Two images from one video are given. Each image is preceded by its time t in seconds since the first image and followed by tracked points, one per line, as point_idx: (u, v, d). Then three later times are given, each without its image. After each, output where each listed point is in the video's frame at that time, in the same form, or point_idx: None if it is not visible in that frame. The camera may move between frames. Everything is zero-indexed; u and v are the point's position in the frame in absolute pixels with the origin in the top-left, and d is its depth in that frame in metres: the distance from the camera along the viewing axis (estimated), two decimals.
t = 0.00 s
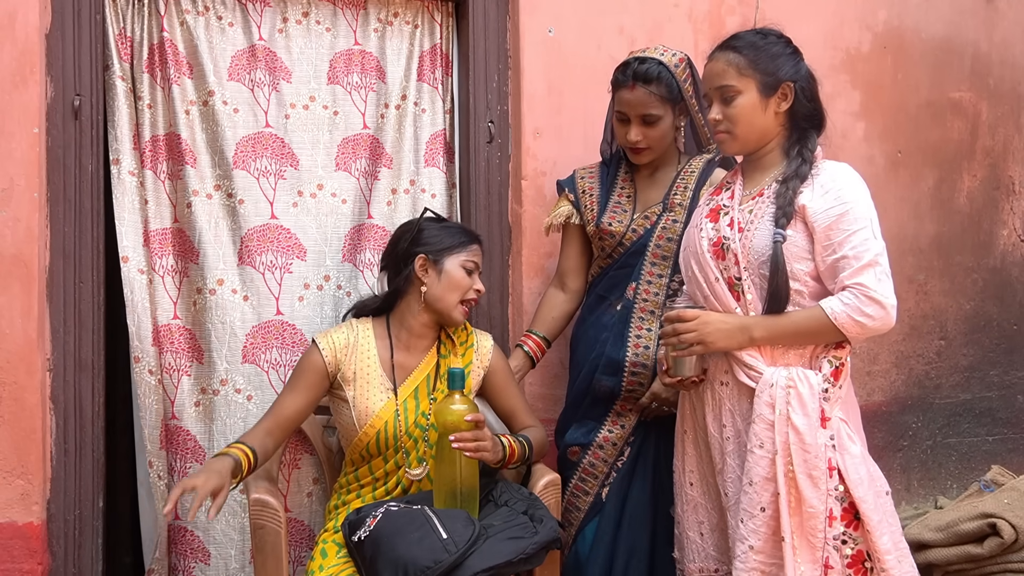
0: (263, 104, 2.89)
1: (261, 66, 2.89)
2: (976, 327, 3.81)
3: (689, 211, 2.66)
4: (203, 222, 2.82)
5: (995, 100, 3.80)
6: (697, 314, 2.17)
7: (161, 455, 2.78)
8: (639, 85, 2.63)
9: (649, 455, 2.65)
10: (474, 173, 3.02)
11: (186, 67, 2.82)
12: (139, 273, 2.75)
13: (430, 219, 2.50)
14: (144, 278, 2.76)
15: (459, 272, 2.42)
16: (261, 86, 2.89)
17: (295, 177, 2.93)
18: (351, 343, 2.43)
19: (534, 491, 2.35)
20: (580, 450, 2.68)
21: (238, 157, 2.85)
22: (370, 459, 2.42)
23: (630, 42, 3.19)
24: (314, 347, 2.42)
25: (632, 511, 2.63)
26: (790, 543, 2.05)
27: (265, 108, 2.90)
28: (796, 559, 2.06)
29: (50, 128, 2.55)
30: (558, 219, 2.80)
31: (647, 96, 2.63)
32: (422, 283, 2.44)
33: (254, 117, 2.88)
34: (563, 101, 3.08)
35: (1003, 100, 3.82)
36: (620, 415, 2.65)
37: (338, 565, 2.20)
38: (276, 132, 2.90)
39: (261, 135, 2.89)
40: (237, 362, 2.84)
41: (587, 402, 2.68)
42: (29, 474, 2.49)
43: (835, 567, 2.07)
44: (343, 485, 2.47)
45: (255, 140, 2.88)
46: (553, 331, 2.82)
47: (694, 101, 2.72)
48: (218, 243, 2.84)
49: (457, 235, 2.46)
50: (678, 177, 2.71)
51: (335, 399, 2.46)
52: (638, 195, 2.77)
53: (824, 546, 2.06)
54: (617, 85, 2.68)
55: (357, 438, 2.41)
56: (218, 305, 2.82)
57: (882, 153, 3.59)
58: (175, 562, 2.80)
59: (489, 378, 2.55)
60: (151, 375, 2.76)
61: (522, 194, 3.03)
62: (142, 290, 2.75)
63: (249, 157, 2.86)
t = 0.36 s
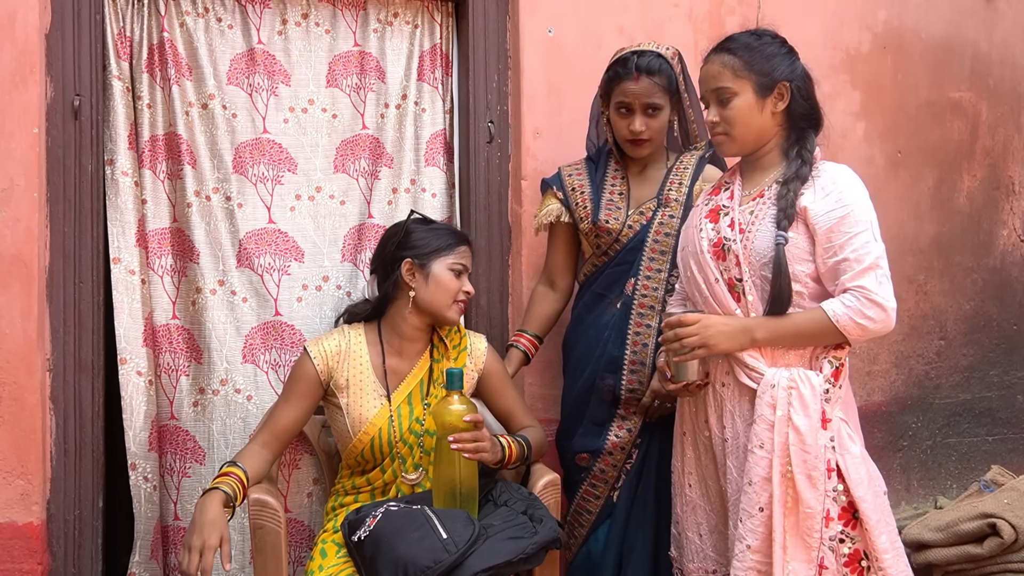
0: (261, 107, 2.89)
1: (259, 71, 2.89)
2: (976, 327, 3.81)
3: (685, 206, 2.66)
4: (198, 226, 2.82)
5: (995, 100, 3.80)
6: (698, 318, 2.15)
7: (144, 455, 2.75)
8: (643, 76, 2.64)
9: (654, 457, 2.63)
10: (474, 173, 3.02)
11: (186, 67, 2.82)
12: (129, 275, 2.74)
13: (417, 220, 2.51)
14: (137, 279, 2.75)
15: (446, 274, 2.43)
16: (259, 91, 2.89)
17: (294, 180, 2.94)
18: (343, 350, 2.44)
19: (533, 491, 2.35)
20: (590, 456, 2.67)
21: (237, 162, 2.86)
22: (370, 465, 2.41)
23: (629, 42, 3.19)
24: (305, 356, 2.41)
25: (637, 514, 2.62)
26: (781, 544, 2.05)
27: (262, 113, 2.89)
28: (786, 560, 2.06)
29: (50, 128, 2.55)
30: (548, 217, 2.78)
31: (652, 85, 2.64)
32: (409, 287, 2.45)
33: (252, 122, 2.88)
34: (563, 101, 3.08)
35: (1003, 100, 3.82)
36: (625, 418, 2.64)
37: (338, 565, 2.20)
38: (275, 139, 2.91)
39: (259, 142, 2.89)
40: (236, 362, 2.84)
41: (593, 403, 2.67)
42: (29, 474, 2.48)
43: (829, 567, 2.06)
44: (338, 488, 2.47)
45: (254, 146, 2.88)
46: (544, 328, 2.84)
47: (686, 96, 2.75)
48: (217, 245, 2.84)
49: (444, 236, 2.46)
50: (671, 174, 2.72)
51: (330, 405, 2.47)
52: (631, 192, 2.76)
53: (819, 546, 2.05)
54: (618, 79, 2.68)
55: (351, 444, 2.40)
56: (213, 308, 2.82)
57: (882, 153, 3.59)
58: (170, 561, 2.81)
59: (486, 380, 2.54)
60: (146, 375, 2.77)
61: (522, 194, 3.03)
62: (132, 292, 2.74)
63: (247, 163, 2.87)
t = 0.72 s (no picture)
0: (261, 108, 2.89)
1: (259, 71, 2.89)
2: (976, 327, 3.81)
3: (679, 206, 2.65)
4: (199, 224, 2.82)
5: (995, 100, 3.80)
6: (701, 320, 2.13)
7: (143, 456, 2.76)
8: (644, 68, 2.65)
9: (648, 455, 2.64)
10: (474, 173, 3.02)
11: (186, 68, 2.82)
12: (127, 275, 2.74)
13: (414, 220, 2.51)
14: (133, 279, 2.75)
15: (443, 275, 2.42)
16: (259, 91, 2.89)
17: (293, 181, 2.93)
18: (342, 351, 2.43)
19: (534, 491, 2.35)
20: (583, 455, 2.67)
21: (236, 164, 2.86)
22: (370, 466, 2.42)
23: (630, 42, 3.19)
24: (305, 357, 2.41)
25: (632, 512, 2.64)
26: (794, 545, 2.05)
27: (262, 114, 2.90)
28: (800, 562, 2.06)
29: (50, 128, 2.55)
30: (539, 212, 2.74)
31: (654, 77, 2.66)
32: (407, 288, 2.45)
33: (252, 122, 2.88)
34: (563, 101, 3.08)
35: (1003, 100, 3.82)
36: (618, 416, 2.65)
37: (339, 565, 2.20)
38: (273, 140, 2.91)
39: (259, 142, 2.89)
40: (237, 362, 2.83)
41: (586, 402, 2.67)
42: (29, 474, 2.48)
43: (840, 568, 2.07)
44: (338, 490, 2.46)
45: (254, 146, 2.88)
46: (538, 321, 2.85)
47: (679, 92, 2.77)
48: (217, 245, 2.84)
49: (441, 236, 2.46)
50: (665, 172, 2.71)
51: (329, 406, 2.47)
52: (622, 189, 2.75)
53: (829, 548, 2.06)
54: (619, 70, 2.68)
55: (351, 446, 2.41)
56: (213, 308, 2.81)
57: (881, 153, 3.59)
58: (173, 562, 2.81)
59: (486, 381, 2.54)
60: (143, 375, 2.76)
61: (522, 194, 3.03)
62: (132, 292, 2.74)
63: (247, 164, 2.87)
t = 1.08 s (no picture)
0: (261, 108, 2.89)
1: (259, 71, 2.89)
2: (976, 327, 3.81)
3: (676, 206, 2.66)
4: (198, 227, 2.82)
5: (995, 100, 3.80)
6: (709, 319, 2.16)
7: (160, 455, 2.76)
8: (641, 63, 2.66)
9: (646, 453, 2.64)
10: (474, 173, 3.02)
11: (186, 68, 2.83)
12: (139, 275, 2.75)
13: (422, 220, 2.52)
14: (144, 279, 2.76)
15: (447, 275, 2.42)
16: (258, 91, 2.89)
17: (293, 181, 2.93)
18: (346, 350, 2.44)
19: (534, 491, 2.35)
20: (581, 455, 2.67)
21: (237, 162, 2.86)
22: (370, 466, 2.41)
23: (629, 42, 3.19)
24: (309, 357, 2.42)
25: (630, 510, 2.64)
26: (782, 547, 2.06)
27: (262, 113, 2.90)
28: (788, 562, 2.07)
29: (50, 128, 2.55)
30: (536, 210, 2.74)
31: (649, 72, 2.66)
32: (410, 288, 2.44)
33: (252, 122, 2.88)
34: (563, 101, 3.08)
35: (1003, 100, 3.82)
36: (616, 416, 2.65)
37: (338, 565, 2.20)
38: (273, 140, 2.91)
39: (258, 141, 2.89)
40: (237, 362, 2.84)
41: (582, 402, 2.67)
42: (29, 474, 2.48)
43: (835, 573, 2.05)
44: (338, 489, 2.46)
45: (254, 146, 2.88)
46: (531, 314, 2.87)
47: (679, 92, 2.77)
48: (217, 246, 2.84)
49: (447, 237, 2.46)
50: (663, 172, 2.71)
51: (333, 406, 2.47)
52: (621, 188, 2.74)
53: (824, 552, 2.05)
54: (617, 65, 2.68)
55: (354, 444, 2.41)
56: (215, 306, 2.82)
57: (881, 153, 3.59)
58: (175, 561, 2.81)
59: (488, 380, 2.55)
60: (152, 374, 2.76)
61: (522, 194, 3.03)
62: (141, 293, 2.75)
63: (248, 162, 2.87)
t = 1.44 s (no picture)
0: (260, 110, 2.89)
1: (258, 73, 2.89)
2: (976, 327, 3.81)
3: (666, 206, 2.64)
4: (198, 230, 2.82)
5: (994, 100, 3.80)
6: (725, 320, 2.14)
7: (165, 456, 2.78)
8: (617, 71, 2.63)
9: (636, 456, 2.64)
10: (474, 173, 3.02)
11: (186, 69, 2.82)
12: (142, 274, 2.76)
13: (430, 220, 2.52)
14: (145, 279, 2.76)
15: (452, 276, 2.41)
16: (258, 93, 2.89)
17: (292, 182, 2.93)
18: (357, 347, 2.45)
19: (533, 491, 2.35)
20: (572, 452, 2.66)
21: (236, 165, 2.86)
22: (372, 464, 2.39)
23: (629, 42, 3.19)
24: (326, 354, 2.42)
25: (623, 506, 2.64)
26: (806, 550, 2.06)
27: (261, 116, 2.90)
28: (810, 565, 2.07)
29: (50, 128, 2.55)
30: (535, 212, 2.75)
31: (626, 81, 2.62)
32: (416, 289, 2.44)
33: (251, 124, 2.88)
34: (564, 101, 3.07)
35: (1003, 100, 3.82)
36: (606, 414, 2.64)
37: (338, 566, 2.19)
38: (273, 141, 2.91)
39: (256, 143, 2.89)
40: (237, 362, 2.84)
41: (571, 400, 2.67)
42: (29, 474, 2.48)
43: None
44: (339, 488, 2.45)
45: (251, 148, 2.88)
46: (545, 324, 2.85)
47: (670, 94, 2.72)
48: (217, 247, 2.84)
49: (453, 239, 2.44)
50: (654, 172, 2.69)
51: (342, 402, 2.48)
52: (614, 188, 2.74)
53: (846, 554, 2.05)
54: (596, 73, 2.68)
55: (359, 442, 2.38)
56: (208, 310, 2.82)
57: (881, 154, 3.59)
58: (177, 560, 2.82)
59: (487, 379, 2.54)
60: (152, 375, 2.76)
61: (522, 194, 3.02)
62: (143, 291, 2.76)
63: (247, 165, 2.87)
